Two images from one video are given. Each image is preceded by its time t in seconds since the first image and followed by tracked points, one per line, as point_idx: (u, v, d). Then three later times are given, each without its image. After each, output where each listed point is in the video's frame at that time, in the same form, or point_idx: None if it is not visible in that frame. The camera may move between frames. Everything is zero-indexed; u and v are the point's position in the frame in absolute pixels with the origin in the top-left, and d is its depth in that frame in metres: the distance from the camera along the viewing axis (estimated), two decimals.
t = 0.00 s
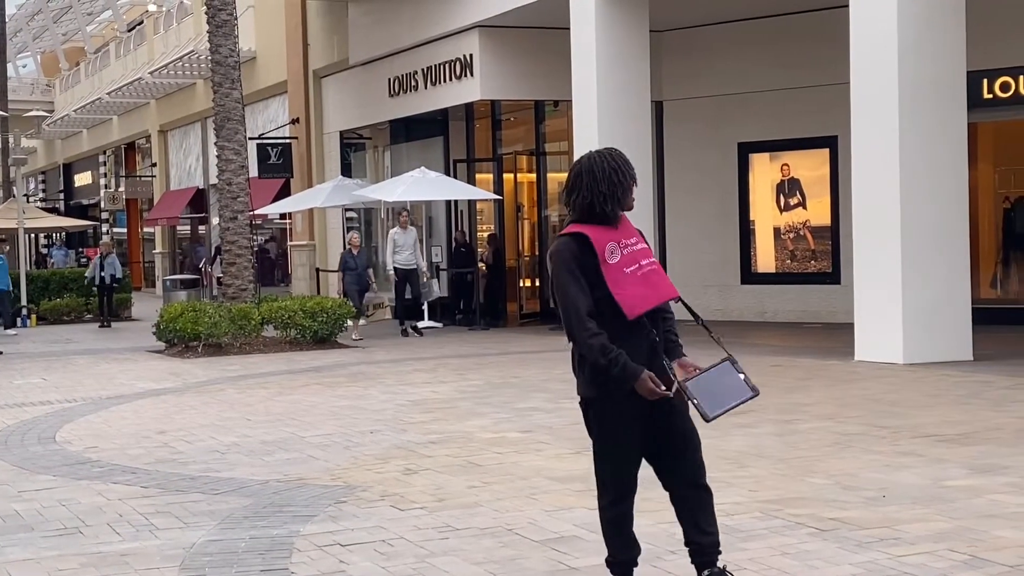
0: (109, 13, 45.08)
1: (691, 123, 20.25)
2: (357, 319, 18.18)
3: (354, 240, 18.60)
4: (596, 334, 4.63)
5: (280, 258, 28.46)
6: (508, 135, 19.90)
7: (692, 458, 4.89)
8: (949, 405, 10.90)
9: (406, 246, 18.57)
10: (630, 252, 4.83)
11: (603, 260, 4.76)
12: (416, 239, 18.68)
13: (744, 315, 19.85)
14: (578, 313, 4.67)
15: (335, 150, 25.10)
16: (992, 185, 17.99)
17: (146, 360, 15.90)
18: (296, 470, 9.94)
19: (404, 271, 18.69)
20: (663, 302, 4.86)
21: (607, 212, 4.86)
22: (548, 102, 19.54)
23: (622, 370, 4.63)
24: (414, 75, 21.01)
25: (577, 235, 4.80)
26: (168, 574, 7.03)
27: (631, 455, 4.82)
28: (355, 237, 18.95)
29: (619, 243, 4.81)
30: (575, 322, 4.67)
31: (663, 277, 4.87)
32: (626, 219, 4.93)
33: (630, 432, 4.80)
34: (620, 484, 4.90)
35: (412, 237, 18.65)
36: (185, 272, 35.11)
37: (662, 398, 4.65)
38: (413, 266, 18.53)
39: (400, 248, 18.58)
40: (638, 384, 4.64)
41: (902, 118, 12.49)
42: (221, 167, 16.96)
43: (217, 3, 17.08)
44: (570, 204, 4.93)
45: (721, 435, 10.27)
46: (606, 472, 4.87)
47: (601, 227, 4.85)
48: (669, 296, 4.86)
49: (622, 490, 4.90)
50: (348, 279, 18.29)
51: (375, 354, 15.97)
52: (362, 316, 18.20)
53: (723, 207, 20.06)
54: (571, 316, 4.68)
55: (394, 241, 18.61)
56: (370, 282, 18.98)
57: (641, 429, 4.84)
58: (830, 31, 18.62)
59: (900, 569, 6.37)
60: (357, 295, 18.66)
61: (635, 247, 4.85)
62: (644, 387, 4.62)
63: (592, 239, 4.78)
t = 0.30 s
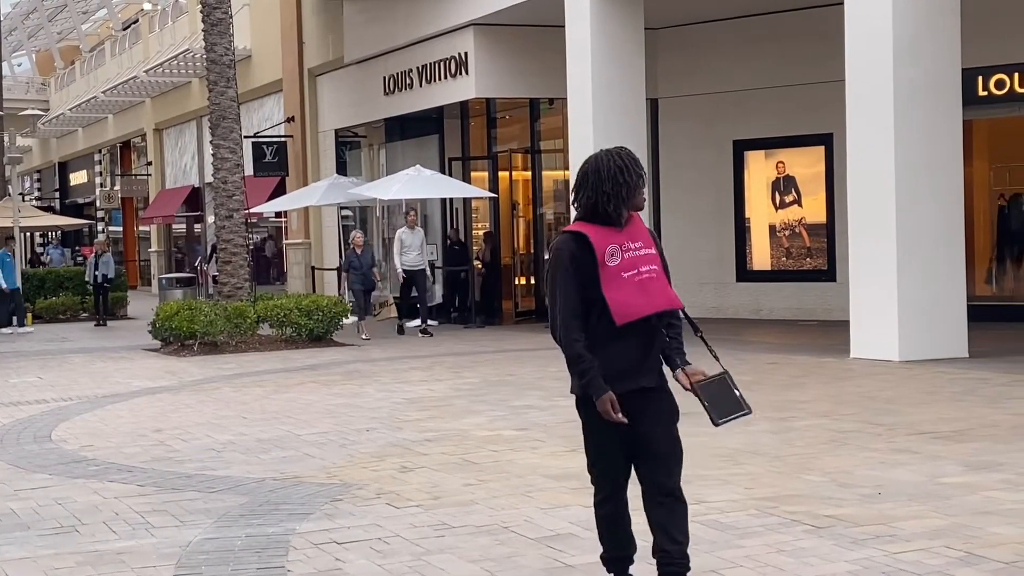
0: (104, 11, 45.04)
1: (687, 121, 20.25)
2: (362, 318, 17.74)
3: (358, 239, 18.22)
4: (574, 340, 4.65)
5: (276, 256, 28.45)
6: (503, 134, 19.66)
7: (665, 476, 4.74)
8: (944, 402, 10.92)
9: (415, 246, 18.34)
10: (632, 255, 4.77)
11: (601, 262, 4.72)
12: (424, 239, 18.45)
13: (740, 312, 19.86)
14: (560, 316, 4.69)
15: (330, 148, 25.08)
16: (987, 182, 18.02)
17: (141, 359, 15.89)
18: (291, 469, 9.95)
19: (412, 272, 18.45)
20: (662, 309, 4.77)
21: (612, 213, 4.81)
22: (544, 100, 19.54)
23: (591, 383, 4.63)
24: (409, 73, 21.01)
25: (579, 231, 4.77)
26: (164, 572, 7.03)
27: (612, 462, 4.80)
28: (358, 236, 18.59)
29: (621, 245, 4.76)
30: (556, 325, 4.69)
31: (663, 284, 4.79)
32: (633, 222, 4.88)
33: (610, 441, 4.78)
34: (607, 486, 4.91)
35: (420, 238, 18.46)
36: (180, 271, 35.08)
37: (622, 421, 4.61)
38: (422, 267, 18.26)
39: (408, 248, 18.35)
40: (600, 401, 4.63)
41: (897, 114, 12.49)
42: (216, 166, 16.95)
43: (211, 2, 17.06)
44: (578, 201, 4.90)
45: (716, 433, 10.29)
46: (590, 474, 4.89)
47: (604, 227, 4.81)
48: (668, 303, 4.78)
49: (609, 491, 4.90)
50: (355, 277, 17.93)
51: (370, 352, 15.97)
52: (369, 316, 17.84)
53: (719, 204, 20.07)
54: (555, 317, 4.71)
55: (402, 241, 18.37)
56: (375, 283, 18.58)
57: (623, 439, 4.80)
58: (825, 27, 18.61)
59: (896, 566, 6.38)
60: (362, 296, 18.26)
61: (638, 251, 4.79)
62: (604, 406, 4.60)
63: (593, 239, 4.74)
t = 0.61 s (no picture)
0: (104, 9, 44.99)
1: (686, 118, 20.26)
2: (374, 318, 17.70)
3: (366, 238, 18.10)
4: (571, 329, 4.66)
5: (275, 255, 28.45)
6: (502, 131, 19.69)
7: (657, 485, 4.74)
8: (943, 399, 10.92)
9: (423, 241, 18.02)
10: (640, 256, 4.75)
11: (606, 258, 4.72)
12: (434, 234, 18.11)
13: (739, 310, 19.88)
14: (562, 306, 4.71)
15: (330, 146, 25.07)
16: (985, 179, 18.04)
17: (141, 357, 15.89)
18: (291, 466, 9.94)
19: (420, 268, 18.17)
20: (662, 315, 4.73)
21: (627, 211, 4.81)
22: (543, 98, 19.63)
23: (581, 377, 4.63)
24: (408, 71, 21.00)
25: (590, 222, 4.79)
26: (164, 570, 7.03)
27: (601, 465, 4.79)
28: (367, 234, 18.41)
29: (631, 244, 4.74)
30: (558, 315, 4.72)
31: (668, 290, 4.76)
32: (649, 225, 4.85)
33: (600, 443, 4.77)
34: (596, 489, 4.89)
35: (430, 232, 18.13)
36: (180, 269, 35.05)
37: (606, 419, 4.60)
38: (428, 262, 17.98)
39: (416, 243, 18.06)
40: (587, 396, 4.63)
41: (897, 110, 12.50)
42: (215, 163, 16.92)
43: None
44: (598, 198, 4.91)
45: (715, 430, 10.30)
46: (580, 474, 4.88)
47: (617, 223, 4.80)
48: (670, 310, 4.73)
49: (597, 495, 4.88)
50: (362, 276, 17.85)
51: (370, 350, 15.97)
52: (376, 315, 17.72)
53: (718, 201, 20.09)
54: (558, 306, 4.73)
55: (410, 236, 18.11)
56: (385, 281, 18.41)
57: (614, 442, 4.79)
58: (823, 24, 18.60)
59: (895, 563, 6.39)
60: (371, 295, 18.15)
61: (648, 253, 4.77)
62: (591, 402, 4.59)
63: (602, 233, 4.73)
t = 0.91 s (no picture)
0: (105, 6, 44.96)
1: (687, 116, 20.25)
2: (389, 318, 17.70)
3: (379, 235, 17.99)
4: (572, 317, 4.64)
5: (277, 253, 28.47)
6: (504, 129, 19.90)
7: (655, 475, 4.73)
8: (945, 396, 10.92)
9: (436, 242, 17.98)
10: (651, 251, 4.73)
11: (616, 249, 4.70)
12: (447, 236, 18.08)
13: (741, 308, 19.90)
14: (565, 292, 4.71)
15: (332, 143, 25.07)
16: (987, 176, 18.06)
17: (143, 354, 15.88)
18: (293, 464, 9.93)
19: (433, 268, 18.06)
20: (666, 312, 4.71)
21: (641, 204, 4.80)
22: (545, 95, 19.62)
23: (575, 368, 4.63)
24: (410, 68, 20.99)
25: (603, 213, 4.77)
26: (166, 567, 7.03)
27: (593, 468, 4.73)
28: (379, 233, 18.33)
29: (642, 238, 4.73)
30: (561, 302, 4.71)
31: (678, 287, 4.74)
32: (662, 221, 4.84)
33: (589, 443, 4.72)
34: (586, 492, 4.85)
35: (442, 232, 18.08)
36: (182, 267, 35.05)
37: (596, 412, 4.58)
38: (440, 263, 17.91)
39: (429, 243, 18.02)
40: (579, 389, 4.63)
41: (899, 107, 12.50)
42: (217, 161, 16.90)
43: None
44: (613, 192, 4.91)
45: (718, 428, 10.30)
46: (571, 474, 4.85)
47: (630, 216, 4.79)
48: (676, 306, 4.72)
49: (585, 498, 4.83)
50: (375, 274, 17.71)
51: (372, 348, 15.96)
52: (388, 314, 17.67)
53: (719, 199, 20.08)
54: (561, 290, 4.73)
55: (423, 236, 18.05)
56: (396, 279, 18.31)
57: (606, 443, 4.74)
58: (825, 22, 18.59)
59: (898, 559, 6.38)
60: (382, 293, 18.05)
61: (659, 249, 4.75)
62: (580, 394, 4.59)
63: (615, 224, 4.72)
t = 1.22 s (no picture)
0: (111, 5, 45.01)
1: (693, 114, 20.24)
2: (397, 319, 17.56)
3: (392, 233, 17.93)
4: (615, 330, 4.51)
5: (283, 251, 28.50)
6: (511, 127, 19.95)
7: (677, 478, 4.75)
8: (952, 394, 10.91)
9: (451, 237, 17.87)
10: (680, 253, 4.63)
11: (650, 254, 4.57)
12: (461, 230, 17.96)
13: (747, 306, 19.89)
14: (602, 305, 4.54)
15: (338, 142, 25.10)
16: (995, 174, 18.03)
17: (150, 353, 15.90)
18: (300, 462, 9.95)
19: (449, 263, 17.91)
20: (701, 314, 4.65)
21: (661, 202, 4.68)
22: (551, 94, 19.53)
23: (624, 381, 4.49)
24: (416, 67, 21.00)
25: (628, 217, 4.61)
26: (173, 565, 7.04)
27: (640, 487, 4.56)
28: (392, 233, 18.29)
29: (671, 240, 4.62)
30: (597, 317, 4.54)
31: (707, 287, 4.68)
32: (678, 218, 4.74)
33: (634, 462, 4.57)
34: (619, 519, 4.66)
35: (456, 227, 17.96)
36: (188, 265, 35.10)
37: (651, 424, 4.49)
38: (456, 259, 17.78)
39: (443, 238, 17.89)
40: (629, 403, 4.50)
41: (907, 105, 12.48)
42: (223, 160, 16.92)
43: None
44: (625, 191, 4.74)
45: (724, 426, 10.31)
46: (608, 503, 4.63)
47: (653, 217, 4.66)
48: (710, 307, 4.67)
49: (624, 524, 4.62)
50: (385, 274, 17.66)
51: (378, 346, 15.98)
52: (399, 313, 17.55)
53: (725, 196, 20.05)
54: (597, 304, 4.56)
55: (438, 232, 17.93)
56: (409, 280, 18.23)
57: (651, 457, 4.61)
58: (831, 20, 18.56)
59: (905, 558, 6.38)
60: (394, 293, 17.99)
61: (685, 249, 4.66)
62: (638, 407, 4.47)
63: (645, 229, 4.58)
